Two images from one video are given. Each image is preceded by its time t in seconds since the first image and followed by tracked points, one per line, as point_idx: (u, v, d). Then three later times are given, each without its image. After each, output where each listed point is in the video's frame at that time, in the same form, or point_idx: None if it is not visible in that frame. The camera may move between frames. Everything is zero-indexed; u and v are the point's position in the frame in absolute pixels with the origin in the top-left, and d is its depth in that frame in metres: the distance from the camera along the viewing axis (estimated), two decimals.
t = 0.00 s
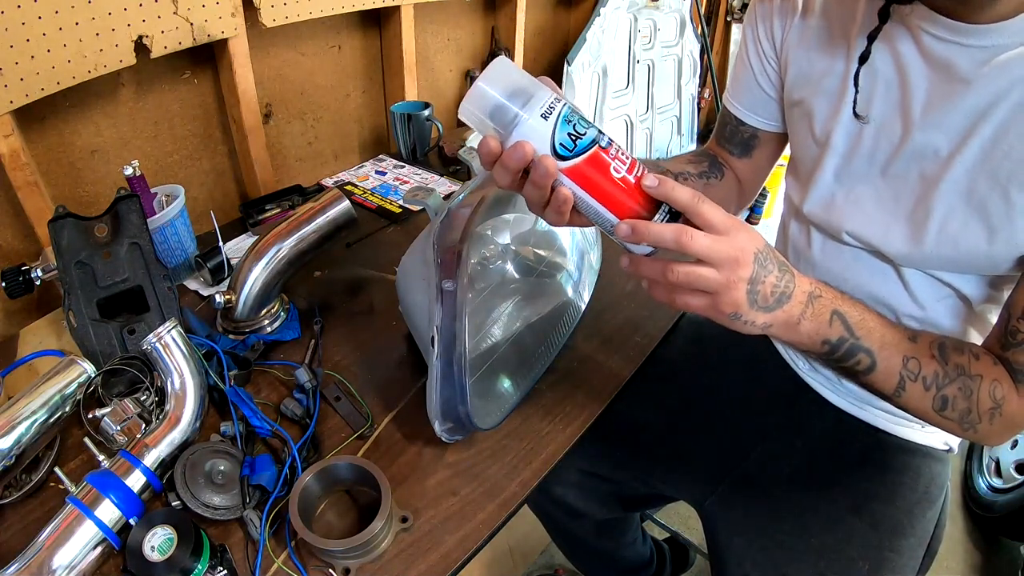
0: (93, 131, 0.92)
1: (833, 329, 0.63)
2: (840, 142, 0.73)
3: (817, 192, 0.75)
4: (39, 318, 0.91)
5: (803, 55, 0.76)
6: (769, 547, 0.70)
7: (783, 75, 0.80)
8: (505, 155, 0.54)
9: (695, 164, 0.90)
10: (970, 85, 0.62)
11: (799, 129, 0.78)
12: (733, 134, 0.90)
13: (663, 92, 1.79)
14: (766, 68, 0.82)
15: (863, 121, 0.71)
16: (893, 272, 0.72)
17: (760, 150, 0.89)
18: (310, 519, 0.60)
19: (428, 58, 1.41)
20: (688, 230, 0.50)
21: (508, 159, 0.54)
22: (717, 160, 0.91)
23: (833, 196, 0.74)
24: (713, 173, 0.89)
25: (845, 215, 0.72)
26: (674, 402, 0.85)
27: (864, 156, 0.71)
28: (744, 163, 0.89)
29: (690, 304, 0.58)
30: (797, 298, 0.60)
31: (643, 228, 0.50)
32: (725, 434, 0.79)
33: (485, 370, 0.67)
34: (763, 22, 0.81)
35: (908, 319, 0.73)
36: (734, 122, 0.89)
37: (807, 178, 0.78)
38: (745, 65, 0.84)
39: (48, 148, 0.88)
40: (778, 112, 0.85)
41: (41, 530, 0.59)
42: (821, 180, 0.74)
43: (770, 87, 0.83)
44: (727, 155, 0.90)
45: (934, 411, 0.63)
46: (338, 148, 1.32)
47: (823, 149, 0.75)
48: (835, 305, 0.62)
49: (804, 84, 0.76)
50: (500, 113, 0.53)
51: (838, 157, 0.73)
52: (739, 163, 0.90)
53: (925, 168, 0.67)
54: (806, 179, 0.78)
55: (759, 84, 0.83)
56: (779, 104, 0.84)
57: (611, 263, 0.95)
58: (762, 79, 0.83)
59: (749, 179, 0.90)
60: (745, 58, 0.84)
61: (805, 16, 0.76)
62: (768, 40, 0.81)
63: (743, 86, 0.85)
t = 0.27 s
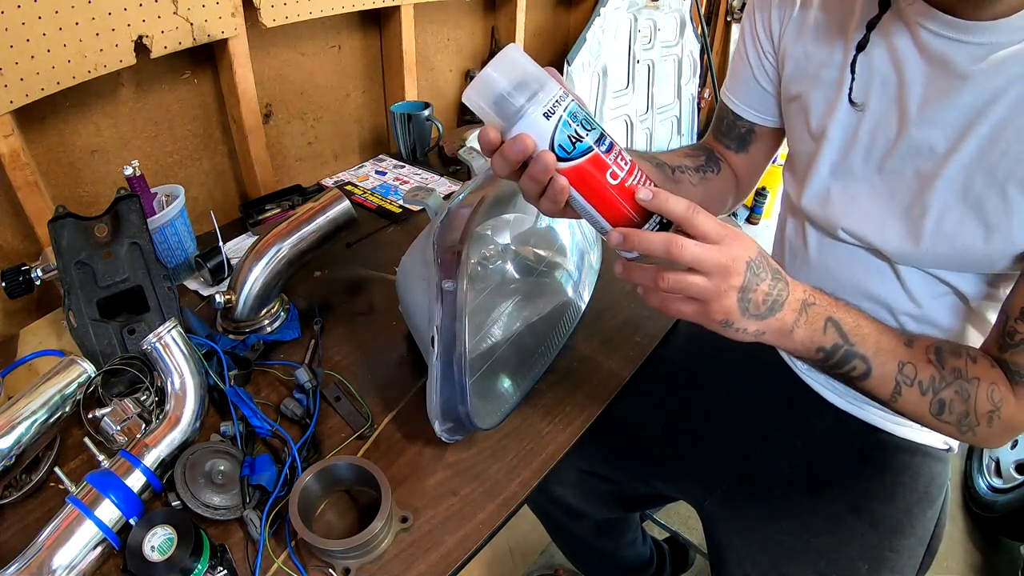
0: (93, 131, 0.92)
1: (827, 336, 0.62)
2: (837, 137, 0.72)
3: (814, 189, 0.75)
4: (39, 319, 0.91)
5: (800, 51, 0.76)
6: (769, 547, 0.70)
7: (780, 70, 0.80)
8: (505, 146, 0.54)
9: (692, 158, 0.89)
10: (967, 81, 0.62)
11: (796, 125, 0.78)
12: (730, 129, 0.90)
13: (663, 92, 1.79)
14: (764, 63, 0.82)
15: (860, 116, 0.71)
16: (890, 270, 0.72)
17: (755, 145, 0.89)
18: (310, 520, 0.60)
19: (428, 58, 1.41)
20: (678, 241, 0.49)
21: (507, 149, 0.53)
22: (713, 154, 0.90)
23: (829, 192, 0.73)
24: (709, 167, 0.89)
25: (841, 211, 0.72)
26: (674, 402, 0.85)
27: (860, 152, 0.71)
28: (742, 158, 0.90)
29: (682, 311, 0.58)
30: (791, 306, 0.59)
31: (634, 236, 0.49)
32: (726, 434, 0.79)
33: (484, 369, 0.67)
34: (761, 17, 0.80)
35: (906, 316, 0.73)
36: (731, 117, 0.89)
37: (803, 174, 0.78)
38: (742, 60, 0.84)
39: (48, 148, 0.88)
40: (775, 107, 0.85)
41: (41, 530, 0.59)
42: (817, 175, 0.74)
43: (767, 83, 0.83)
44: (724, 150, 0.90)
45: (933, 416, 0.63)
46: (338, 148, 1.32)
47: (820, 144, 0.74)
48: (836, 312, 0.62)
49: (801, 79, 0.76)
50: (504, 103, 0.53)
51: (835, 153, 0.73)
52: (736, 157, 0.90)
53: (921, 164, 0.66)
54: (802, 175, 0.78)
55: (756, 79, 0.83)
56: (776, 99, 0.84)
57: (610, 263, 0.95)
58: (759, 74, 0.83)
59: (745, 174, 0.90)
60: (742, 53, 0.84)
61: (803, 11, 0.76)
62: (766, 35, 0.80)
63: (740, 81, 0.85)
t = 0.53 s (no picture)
0: (93, 131, 0.92)
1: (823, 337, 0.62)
2: (839, 138, 0.72)
3: (815, 189, 0.75)
4: (39, 318, 0.91)
5: (802, 51, 0.76)
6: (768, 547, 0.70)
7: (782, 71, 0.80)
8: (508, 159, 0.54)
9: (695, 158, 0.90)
10: (969, 82, 0.62)
11: (797, 125, 0.78)
12: (732, 129, 0.90)
13: (663, 92, 1.79)
14: (766, 63, 0.82)
15: (862, 116, 0.71)
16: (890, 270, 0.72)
17: (758, 145, 0.89)
18: (309, 520, 0.60)
19: (428, 58, 1.41)
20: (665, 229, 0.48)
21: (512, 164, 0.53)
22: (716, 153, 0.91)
23: (830, 192, 0.73)
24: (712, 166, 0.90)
25: (843, 211, 0.72)
26: (673, 402, 0.85)
27: (862, 152, 0.71)
28: (744, 157, 0.90)
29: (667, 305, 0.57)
30: (792, 306, 0.59)
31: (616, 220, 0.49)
32: (724, 433, 0.80)
33: (484, 369, 0.67)
34: (763, 17, 0.80)
35: (906, 315, 0.72)
36: (733, 117, 0.89)
37: (804, 174, 0.78)
38: (744, 61, 0.84)
39: (47, 148, 0.88)
40: (777, 106, 0.84)
41: (41, 530, 0.59)
42: (818, 176, 0.74)
43: (769, 83, 0.83)
44: (727, 150, 0.91)
45: (923, 414, 0.63)
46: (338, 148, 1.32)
47: (821, 144, 0.75)
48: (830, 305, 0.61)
49: (803, 79, 0.76)
50: (503, 116, 0.54)
51: (836, 153, 0.73)
52: (738, 157, 0.90)
53: (922, 164, 0.67)
54: (804, 175, 0.78)
55: (757, 79, 0.83)
56: (778, 99, 0.84)
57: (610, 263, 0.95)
58: (761, 74, 0.83)
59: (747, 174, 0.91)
60: (744, 53, 0.84)
61: (805, 12, 0.76)
62: (768, 35, 0.80)
63: (742, 82, 0.85)
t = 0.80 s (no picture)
0: (93, 131, 0.92)
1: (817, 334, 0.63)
2: (841, 136, 0.72)
3: (816, 187, 0.75)
4: (39, 319, 0.91)
5: (805, 49, 0.76)
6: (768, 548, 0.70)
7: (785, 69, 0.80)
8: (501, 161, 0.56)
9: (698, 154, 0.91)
10: (971, 80, 0.62)
11: (800, 123, 0.78)
12: (737, 126, 0.90)
13: (663, 92, 1.79)
14: (769, 61, 0.82)
15: (864, 115, 0.71)
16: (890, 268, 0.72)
17: (761, 142, 0.89)
18: (309, 520, 0.60)
19: (428, 58, 1.41)
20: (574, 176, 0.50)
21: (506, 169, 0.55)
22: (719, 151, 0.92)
23: (832, 191, 0.73)
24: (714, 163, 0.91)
25: (844, 209, 0.72)
26: (673, 402, 0.85)
27: (863, 150, 0.71)
28: (747, 155, 0.90)
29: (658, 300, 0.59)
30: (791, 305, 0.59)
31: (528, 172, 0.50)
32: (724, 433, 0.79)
33: (485, 368, 0.67)
34: (767, 15, 0.80)
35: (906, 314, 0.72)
36: (738, 114, 0.89)
37: (807, 172, 0.78)
38: (748, 58, 0.84)
39: (47, 148, 0.88)
40: (779, 104, 0.84)
41: (41, 530, 0.59)
42: (820, 174, 0.74)
43: (772, 80, 0.83)
44: (729, 147, 0.92)
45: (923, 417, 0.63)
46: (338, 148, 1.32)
47: (823, 142, 0.75)
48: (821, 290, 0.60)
49: (806, 78, 0.76)
50: (495, 119, 0.55)
51: (838, 151, 0.73)
52: (741, 155, 0.90)
53: (923, 163, 0.67)
54: (806, 173, 0.78)
55: (761, 77, 0.83)
56: (781, 97, 0.84)
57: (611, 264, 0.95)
58: (764, 72, 0.83)
59: (750, 172, 0.91)
60: (748, 50, 0.84)
61: (809, 10, 0.76)
62: (771, 33, 0.80)
63: (746, 79, 0.85)
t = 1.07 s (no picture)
0: (93, 131, 0.92)
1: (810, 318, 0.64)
2: (840, 137, 0.72)
3: (816, 188, 0.75)
4: (39, 318, 0.91)
5: (805, 50, 0.76)
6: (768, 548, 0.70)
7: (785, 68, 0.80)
8: (501, 154, 0.56)
9: (698, 153, 0.90)
10: (970, 83, 0.62)
11: (800, 123, 0.78)
12: (736, 126, 0.90)
13: (663, 92, 1.79)
14: (769, 61, 0.82)
15: (864, 116, 0.71)
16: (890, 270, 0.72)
17: (761, 142, 0.89)
18: (309, 519, 0.60)
19: (428, 58, 1.41)
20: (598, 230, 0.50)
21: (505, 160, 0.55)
22: (720, 150, 0.91)
23: (831, 192, 0.73)
24: (714, 162, 0.90)
25: (843, 210, 0.72)
26: (673, 402, 0.85)
27: (863, 152, 0.71)
28: (747, 154, 0.90)
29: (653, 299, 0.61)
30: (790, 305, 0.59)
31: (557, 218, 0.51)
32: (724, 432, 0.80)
33: (485, 369, 0.67)
34: (767, 15, 0.80)
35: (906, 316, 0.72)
36: (737, 114, 0.89)
37: (806, 172, 0.78)
38: (748, 58, 0.84)
39: (48, 148, 0.88)
40: (778, 103, 0.84)
41: (41, 530, 0.59)
42: (820, 175, 0.74)
43: (772, 80, 0.83)
44: (729, 146, 0.91)
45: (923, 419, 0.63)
46: (338, 148, 1.32)
47: (823, 143, 0.75)
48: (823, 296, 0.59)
49: (806, 78, 0.76)
50: (498, 109, 0.55)
51: (837, 152, 0.73)
52: (741, 154, 0.90)
53: (922, 165, 0.67)
54: (805, 174, 0.78)
55: (761, 77, 0.83)
56: (780, 97, 0.84)
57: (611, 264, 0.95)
58: (764, 72, 0.83)
59: (750, 172, 0.91)
60: (748, 50, 0.84)
61: (809, 9, 0.76)
62: (771, 33, 0.80)
63: (745, 79, 0.85)
